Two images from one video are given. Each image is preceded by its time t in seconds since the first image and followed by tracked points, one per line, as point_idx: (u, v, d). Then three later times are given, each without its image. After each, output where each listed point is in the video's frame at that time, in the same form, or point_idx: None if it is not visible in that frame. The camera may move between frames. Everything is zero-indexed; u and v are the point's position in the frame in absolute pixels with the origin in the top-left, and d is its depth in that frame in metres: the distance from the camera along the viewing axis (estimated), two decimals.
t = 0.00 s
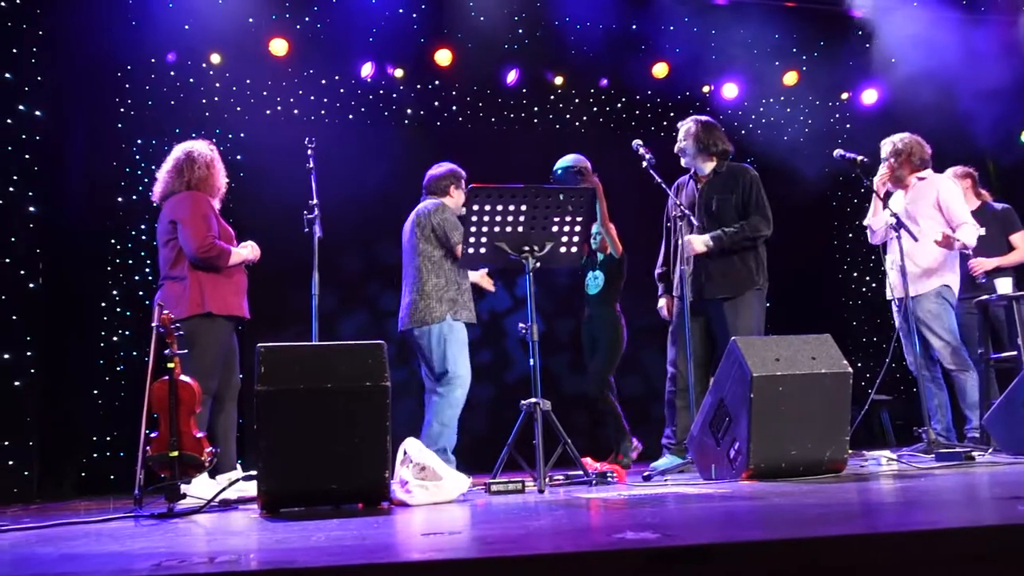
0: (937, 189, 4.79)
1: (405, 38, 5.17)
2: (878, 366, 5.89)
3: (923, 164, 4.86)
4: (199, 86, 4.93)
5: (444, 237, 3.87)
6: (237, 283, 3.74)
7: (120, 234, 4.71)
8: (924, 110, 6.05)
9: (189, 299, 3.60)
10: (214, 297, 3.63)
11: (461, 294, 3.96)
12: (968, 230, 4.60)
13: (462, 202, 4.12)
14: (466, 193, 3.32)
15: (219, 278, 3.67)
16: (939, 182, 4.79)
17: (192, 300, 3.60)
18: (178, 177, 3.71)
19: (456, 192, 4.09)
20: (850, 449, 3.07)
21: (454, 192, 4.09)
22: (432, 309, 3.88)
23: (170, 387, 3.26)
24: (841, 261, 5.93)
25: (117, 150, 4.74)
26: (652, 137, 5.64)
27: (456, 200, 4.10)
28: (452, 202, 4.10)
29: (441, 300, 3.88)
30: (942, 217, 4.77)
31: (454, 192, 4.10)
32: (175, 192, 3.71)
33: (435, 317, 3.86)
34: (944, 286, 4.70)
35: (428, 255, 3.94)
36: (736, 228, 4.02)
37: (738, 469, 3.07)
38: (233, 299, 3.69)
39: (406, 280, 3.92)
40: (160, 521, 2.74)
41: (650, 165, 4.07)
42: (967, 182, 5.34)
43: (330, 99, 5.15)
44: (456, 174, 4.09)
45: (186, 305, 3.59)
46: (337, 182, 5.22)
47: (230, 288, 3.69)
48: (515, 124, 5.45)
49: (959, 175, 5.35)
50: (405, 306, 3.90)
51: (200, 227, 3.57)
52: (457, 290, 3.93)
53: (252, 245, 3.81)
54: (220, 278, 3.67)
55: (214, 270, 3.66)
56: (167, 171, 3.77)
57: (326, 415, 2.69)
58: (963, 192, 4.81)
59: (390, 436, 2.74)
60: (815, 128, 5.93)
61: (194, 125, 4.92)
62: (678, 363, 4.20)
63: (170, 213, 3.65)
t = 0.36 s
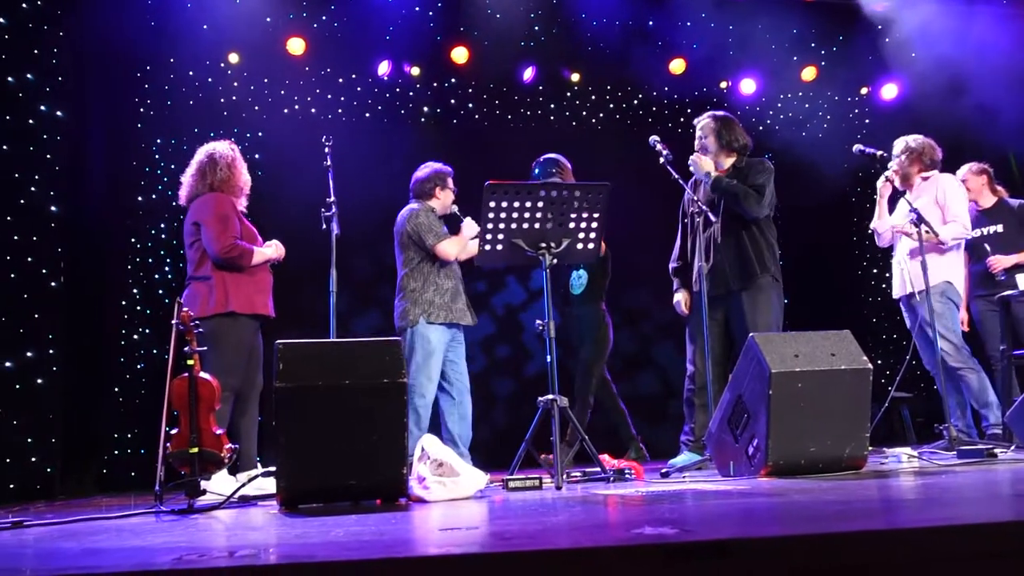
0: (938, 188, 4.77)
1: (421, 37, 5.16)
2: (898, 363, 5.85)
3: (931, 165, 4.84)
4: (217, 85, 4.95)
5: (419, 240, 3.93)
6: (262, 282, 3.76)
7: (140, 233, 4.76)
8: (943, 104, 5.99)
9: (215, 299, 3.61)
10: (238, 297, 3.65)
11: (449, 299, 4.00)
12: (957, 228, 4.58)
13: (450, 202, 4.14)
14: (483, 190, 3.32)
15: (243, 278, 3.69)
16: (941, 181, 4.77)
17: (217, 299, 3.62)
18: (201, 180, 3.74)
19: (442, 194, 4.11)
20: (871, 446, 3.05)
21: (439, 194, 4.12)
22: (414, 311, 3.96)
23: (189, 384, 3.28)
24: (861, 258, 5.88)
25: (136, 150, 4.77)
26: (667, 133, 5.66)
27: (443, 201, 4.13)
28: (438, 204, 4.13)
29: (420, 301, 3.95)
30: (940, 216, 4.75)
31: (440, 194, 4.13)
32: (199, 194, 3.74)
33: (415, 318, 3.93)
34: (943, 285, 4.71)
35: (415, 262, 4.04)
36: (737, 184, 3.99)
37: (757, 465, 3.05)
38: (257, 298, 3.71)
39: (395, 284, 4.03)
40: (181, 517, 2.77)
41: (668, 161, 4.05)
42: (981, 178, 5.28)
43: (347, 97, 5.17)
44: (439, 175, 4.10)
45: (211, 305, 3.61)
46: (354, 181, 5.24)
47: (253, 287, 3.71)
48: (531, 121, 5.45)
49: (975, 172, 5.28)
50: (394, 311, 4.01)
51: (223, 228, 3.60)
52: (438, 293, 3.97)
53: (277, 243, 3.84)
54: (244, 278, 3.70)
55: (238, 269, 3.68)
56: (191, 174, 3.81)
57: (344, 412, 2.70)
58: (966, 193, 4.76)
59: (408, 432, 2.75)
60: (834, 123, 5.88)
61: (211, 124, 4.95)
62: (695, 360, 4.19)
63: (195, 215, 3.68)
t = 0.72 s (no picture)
0: (941, 183, 4.75)
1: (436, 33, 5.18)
2: (916, 358, 5.81)
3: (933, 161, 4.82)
4: (233, 82, 4.98)
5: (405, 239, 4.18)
6: (290, 280, 3.78)
7: (158, 229, 4.78)
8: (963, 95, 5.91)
9: (244, 299, 3.63)
10: (266, 294, 3.67)
11: (435, 296, 4.27)
12: (962, 218, 4.62)
13: (448, 199, 4.30)
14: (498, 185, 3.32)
15: (271, 277, 3.71)
16: (945, 177, 4.75)
17: (246, 295, 3.63)
18: (230, 182, 3.77)
19: (440, 191, 4.28)
20: (888, 441, 3.03)
21: (438, 191, 4.29)
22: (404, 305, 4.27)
23: (206, 377, 3.31)
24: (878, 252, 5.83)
25: (153, 147, 4.79)
26: (683, 127, 5.64)
27: (442, 199, 4.30)
28: (436, 202, 4.30)
29: (408, 297, 4.26)
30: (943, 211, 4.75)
31: (438, 191, 4.29)
32: (227, 196, 3.76)
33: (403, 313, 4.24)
34: (953, 276, 4.68)
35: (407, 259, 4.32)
36: (740, 173, 4.01)
37: (773, 460, 3.04)
38: (284, 296, 3.72)
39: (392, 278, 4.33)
40: (199, 510, 2.79)
41: (683, 155, 4.04)
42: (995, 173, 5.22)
43: (362, 93, 5.20)
44: (438, 172, 4.26)
45: (240, 303, 3.63)
46: (369, 176, 5.26)
47: (280, 285, 3.73)
48: (546, 116, 5.45)
49: (989, 166, 5.22)
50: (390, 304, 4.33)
51: (250, 229, 3.62)
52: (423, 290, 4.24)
53: (304, 241, 3.86)
54: (272, 277, 3.71)
55: (266, 268, 3.70)
56: (219, 177, 3.83)
57: (362, 406, 2.71)
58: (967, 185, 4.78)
59: (424, 426, 2.76)
60: (850, 116, 5.84)
61: (227, 121, 4.99)
62: (710, 355, 4.17)
63: (223, 216, 3.70)
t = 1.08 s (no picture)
0: (950, 170, 4.74)
1: (448, 24, 5.17)
2: (932, 348, 5.77)
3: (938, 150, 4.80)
4: (246, 75, 4.98)
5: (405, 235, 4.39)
6: (311, 275, 3.80)
7: (172, 222, 4.82)
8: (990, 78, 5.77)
9: (265, 293, 3.65)
10: (287, 288, 3.68)
11: (447, 287, 4.36)
12: (978, 203, 4.59)
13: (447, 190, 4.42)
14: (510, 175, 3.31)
15: (292, 271, 3.73)
16: (954, 164, 4.75)
17: (267, 290, 3.65)
18: (252, 180, 3.80)
19: (438, 183, 4.44)
20: (905, 431, 3.01)
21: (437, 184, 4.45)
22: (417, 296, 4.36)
23: (222, 368, 3.33)
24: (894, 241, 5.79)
25: (167, 140, 4.85)
26: (696, 117, 5.59)
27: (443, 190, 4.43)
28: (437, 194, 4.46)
29: (420, 289, 4.36)
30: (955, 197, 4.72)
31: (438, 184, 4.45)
32: (250, 194, 3.79)
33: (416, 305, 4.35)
34: (975, 261, 4.68)
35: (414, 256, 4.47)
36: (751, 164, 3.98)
37: (788, 450, 3.04)
38: (305, 290, 3.74)
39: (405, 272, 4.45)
40: (216, 500, 2.82)
41: (697, 145, 4.01)
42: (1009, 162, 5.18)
43: (374, 85, 5.18)
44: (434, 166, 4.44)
45: (261, 297, 3.65)
46: (381, 168, 5.26)
47: (300, 279, 3.74)
48: (559, 107, 5.42)
49: (1003, 155, 5.17)
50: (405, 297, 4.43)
51: (273, 225, 3.64)
52: (431, 281, 4.34)
53: (326, 236, 3.86)
54: (293, 272, 3.74)
55: (286, 262, 3.72)
56: (242, 176, 3.86)
57: (378, 397, 2.72)
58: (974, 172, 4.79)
59: (439, 417, 2.77)
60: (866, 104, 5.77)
61: (240, 114, 5.00)
62: (725, 345, 4.16)
63: (246, 213, 3.72)
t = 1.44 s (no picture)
0: (975, 158, 4.71)
1: (465, 14, 5.17)
2: (954, 338, 5.72)
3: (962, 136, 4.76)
4: (264, 65, 4.99)
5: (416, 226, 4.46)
6: (334, 263, 3.81)
7: (192, 212, 4.85)
8: (1018, 64, 5.66)
9: (288, 282, 3.67)
10: (310, 276, 3.69)
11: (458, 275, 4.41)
12: (1005, 191, 4.54)
13: (459, 178, 4.42)
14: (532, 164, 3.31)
15: (315, 259, 3.74)
16: (979, 151, 4.71)
17: (290, 278, 3.67)
18: (275, 169, 3.81)
19: (449, 173, 4.44)
20: (929, 421, 3.00)
21: (449, 173, 4.46)
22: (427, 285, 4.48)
23: (246, 355, 3.49)
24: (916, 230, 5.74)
25: (186, 131, 4.87)
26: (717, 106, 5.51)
27: (454, 178, 4.43)
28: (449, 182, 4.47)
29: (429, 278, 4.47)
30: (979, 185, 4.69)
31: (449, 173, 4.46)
32: (274, 183, 3.80)
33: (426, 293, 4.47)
34: (998, 253, 4.63)
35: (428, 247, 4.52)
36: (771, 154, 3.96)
37: (811, 440, 3.03)
38: (329, 278, 3.75)
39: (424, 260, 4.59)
40: (242, 488, 2.84)
41: (718, 134, 3.99)
42: None
43: (392, 75, 5.18)
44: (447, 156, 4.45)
45: (285, 285, 3.66)
46: (399, 158, 5.26)
47: (324, 267, 3.75)
48: (577, 96, 5.40)
49: None
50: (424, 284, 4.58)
51: (297, 213, 3.66)
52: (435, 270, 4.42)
53: (349, 224, 3.87)
54: (316, 259, 3.75)
55: (309, 250, 3.73)
56: (266, 166, 3.88)
57: (402, 386, 2.73)
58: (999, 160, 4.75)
59: (463, 407, 2.77)
60: (887, 92, 5.70)
61: (258, 104, 5.00)
62: (746, 335, 4.15)
63: (271, 201, 3.74)
